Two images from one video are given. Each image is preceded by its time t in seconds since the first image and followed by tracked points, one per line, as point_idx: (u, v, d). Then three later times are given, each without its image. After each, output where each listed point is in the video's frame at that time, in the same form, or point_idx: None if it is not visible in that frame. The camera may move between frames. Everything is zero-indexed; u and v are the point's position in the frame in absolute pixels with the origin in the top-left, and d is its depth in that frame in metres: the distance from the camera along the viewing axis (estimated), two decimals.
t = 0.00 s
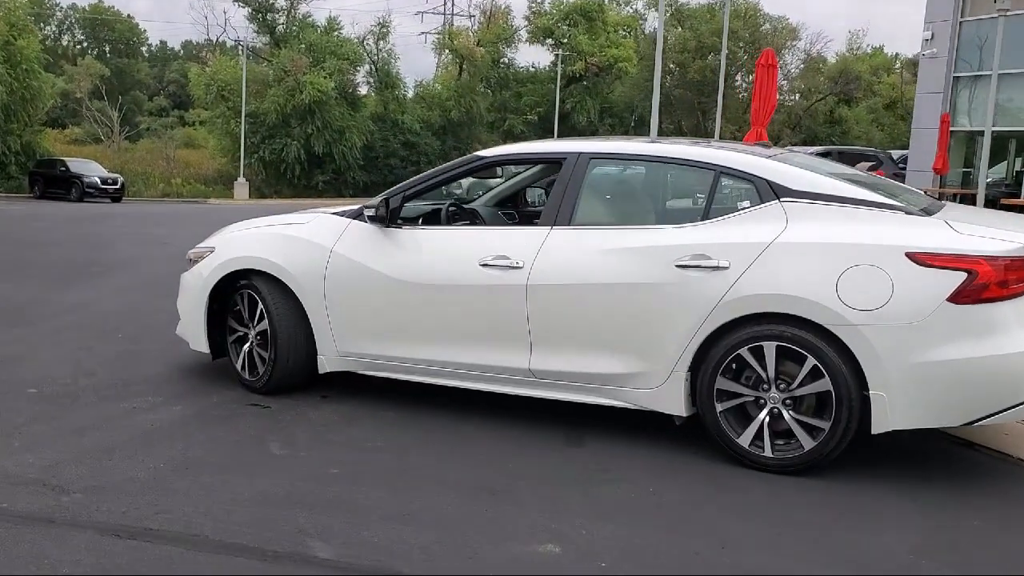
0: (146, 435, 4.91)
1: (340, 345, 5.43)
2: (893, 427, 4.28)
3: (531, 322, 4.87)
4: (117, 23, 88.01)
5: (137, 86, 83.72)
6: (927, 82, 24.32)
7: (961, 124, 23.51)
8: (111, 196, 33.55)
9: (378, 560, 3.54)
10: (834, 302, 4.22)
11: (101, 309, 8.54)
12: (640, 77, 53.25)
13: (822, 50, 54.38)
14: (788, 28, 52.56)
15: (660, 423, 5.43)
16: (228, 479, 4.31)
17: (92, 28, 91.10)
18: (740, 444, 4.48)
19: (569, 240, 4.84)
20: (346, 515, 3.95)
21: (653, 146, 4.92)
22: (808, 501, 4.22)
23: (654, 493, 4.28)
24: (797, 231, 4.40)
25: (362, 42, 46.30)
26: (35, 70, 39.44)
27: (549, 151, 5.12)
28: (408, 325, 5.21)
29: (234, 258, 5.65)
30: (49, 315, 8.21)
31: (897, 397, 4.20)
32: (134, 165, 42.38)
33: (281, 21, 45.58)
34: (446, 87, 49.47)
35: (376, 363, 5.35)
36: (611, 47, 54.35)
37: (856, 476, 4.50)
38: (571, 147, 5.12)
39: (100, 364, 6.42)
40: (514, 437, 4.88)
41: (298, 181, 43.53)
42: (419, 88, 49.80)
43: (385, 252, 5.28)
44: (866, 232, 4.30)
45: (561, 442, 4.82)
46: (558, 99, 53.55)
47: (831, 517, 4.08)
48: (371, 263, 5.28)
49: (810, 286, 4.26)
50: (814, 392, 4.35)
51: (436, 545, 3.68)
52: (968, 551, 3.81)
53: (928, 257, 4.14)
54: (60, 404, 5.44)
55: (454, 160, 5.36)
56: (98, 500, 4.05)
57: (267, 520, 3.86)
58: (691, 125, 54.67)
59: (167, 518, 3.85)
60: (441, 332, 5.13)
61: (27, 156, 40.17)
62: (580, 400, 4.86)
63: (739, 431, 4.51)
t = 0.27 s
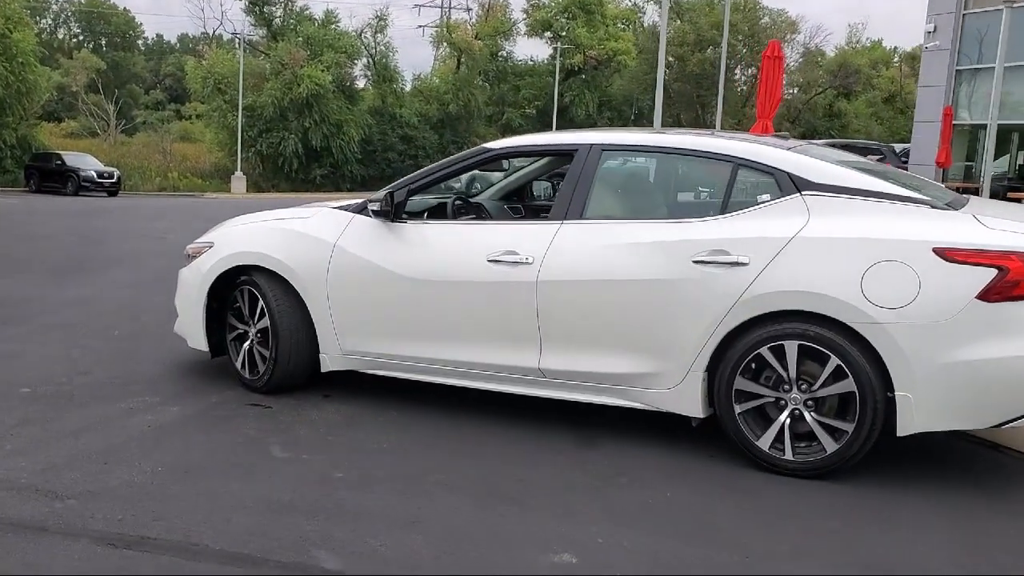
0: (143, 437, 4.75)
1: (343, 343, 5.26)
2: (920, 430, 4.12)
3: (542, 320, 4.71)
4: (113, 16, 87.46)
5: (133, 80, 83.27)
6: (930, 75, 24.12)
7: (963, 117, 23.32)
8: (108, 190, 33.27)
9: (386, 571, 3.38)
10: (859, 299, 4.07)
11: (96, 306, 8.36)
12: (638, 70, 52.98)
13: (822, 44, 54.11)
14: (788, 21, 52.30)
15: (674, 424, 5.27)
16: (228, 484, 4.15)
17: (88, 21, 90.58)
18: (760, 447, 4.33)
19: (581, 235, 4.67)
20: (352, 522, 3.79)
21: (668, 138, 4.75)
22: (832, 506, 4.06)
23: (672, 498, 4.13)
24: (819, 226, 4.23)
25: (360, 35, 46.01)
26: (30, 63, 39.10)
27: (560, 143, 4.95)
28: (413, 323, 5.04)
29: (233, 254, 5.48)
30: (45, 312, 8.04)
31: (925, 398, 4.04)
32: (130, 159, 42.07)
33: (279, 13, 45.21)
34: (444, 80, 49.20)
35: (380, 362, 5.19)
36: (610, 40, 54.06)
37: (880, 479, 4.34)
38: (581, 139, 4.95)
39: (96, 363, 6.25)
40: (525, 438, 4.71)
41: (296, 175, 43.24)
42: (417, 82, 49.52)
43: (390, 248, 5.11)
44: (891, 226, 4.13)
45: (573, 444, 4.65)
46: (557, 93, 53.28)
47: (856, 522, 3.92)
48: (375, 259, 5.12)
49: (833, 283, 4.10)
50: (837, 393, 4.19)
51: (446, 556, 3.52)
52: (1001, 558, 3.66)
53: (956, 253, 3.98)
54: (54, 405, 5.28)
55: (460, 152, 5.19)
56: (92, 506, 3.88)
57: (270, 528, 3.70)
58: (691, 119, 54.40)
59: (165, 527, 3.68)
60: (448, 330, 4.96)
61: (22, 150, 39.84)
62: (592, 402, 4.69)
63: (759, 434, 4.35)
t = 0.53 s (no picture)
0: (141, 441, 4.60)
1: (346, 344, 5.12)
2: (945, 437, 3.98)
3: (552, 322, 4.55)
4: (112, 9, 87.04)
5: (131, 73, 82.82)
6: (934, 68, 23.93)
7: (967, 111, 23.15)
8: (106, 184, 33.07)
9: None
10: (882, 300, 3.92)
11: (93, 302, 8.21)
12: (639, 64, 52.73)
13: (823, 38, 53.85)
14: (789, 14, 52.02)
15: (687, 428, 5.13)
16: (228, 491, 4.00)
17: (87, 14, 90.13)
18: (779, 454, 4.18)
19: (593, 233, 4.52)
20: (358, 532, 3.65)
21: (682, 133, 4.60)
22: (854, 515, 3.92)
23: (688, 506, 3.99)
24: (841, 224, 4.08)
25: (359, 28, 45.73)
26: (28, 56, 38.82)
27: (570, 138, 4.80)
28: (419, 323, 4.89)
29: (232, 253, 5.34)
30: (40, 309, 7.88)
31: (951, 405, 3.90)
32: (128, 152, 41.81)
33: (278, 7, 44.89)
34: (443, 73, 48.94)
35: (385, 364, 5.04)
36: (611, 33, 53.78)
37: (902, 486, 4.20)
38: (593, 133, 4.78)
39: (92, 362, 6.10)
40: (534, 442, 4.57)
41: (295, 169, 43.00)
42: (417, 75, 49.26)
43: (395, 246, 4.96)
44: (916, 224, 3.98)
45: (585, 448, 4.51)
46: (557, 86, 53.03)
47: (880, 531, 3.78)
48: (379, 257, 4.97)
49: (856, 284, 3.95)
50: (860, 397, 4.05)
51: (457, 568, 3.38)
52: None
53: (984, 253, 3.83)
54: (49, 407, 5.13)
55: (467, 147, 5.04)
56: (87, 515, 3.74)
57: (273, 539, 3.56)
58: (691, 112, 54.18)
59: (162, 538, 3.54)
60: (454, 331, 4.81)
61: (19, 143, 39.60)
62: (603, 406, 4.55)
63: (778, 440, 4.21)
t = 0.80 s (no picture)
0: (144, 440, 4.48)
1: (355, 341, 5.00)
2: (974, 438, 3.86)
3: (567, 319, 4.44)
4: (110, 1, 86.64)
5: (129, 66, 82.44)
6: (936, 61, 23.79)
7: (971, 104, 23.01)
8: (104, 177, 32.86)
9: None
10: (909, 297, 3.80)
11: (93, 297, 8.09)
12: (639, 57, 52.49)
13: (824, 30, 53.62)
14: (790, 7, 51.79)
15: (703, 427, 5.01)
16: (236, 493, 3.88)
17: (84, 7, 89.69)
18: (801, 455, 4.07)
19: (609, 227, 4.40)
20: (372, 538, 3.53)
21: (700, 123, 4.48)
22: (883, 518, 3.80)
23: (711, 509, 3.87)
24: (866, 218, 3.97)
25: (359, 21, 45.47)
26: (25, 47, 38.57)
27: (586, 129, 4.67)
28: (429, 320, 4.77)
29: (237, 247, 5.21)
30: (40, 303, 7.74)
31: (981, 405, 3.79)
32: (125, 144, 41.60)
33: None
34: (443, 66, 48.70)
35: (394, 361, 4.92)
36: (612, 25, 53.53)
37: (928, 488, 4.09)
38: (609, 124, 4.66)
39: (93, 358, 5.98)
40: (550, 442, 4.45)
41: (294, 162, 42.70)
42: (416, 68, 49.02)
43: (405, 240, 4.83)
44: (945, 218, 3.86)
45: (601, 448, 4.39)
46: (557, 79, 52.81)
47: (908, 534, 3.67)
48: (388, 252, 4.84)
49: (883, 279, 3.83)
50: (886, 397, 3.93)
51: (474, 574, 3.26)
52: None
53: (1015, 248, 3.71)
54: (50, 404, 5.01)
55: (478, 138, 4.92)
56: (91, 519, 3.62)
57: (282, 544, 3.45)
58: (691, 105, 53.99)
59: (169, 544, 3.42)
60: (466, 328, 4.69)
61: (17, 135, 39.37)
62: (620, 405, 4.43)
63: (800, 440, 4.10)
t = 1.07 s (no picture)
0: (153, 443, 4.34)
1: (369, 339, 4.86)
2: (1015, 440, 3.74)
3: (590, 318, 4.30)
4: None
5: (124, 60, 81.97)
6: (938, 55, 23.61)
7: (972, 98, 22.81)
8: (100, 171, 32.64)
9: None
10: (949, 295, 3.67)
11: (95, 294, 7.94)
12: (636, 51, 52.26)
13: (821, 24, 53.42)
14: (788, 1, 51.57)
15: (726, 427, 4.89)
16: (251, 500, 3.75)
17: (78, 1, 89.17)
18: (835, 457, 3.94)
19: (634, 222, 4.26)
20: (394, 548, 3.39)
21: (728, 115, 4.34)
22: (921, 523, 3.67)
23: (743, 515, 3.73)
24: (903, 213, 3.84)
25: (355, 14, 45.15)
26: (19, 41, 38.25)
27: (609, 122, 4.53)
28: (447, 320, 4.64)
29: (247, 243, 5.07)
30: (40, 301, 7.58)
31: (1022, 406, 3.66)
32: (120, 139, 41.33)
33: None
34: (439, 60, 48.42)
35: (410, 361, 4.79)
36: (609, 19, 53.28)
37: (963, 492, 3.97)
38: (633, 116, 4.52)
39: (97, 357, 5.83)
40: (574, 445, 4.32)
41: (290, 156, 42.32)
42: (412, 61, 48.74)
43: (422, 236, 4.69)
44: (985, 213, 3.73)
45: (625, 451, 4.27)
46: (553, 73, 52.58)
47: (948, 539, 3.55)
48: (403, 248, 4.71)
49: (921, 276, 3.70)
50: (924, 398, 3.81)
51: None
52: None
53: None
54: (55, 406, 4.86)
55: (496, 131, 4.78)
56: (103, 528, 3.48)
57: (302, 554, 3.31)
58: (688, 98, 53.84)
59: (184, 554, 3.29)
60: (486, 328, 4.55)
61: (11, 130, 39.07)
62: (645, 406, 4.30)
63: (833, 442, 3.97)
